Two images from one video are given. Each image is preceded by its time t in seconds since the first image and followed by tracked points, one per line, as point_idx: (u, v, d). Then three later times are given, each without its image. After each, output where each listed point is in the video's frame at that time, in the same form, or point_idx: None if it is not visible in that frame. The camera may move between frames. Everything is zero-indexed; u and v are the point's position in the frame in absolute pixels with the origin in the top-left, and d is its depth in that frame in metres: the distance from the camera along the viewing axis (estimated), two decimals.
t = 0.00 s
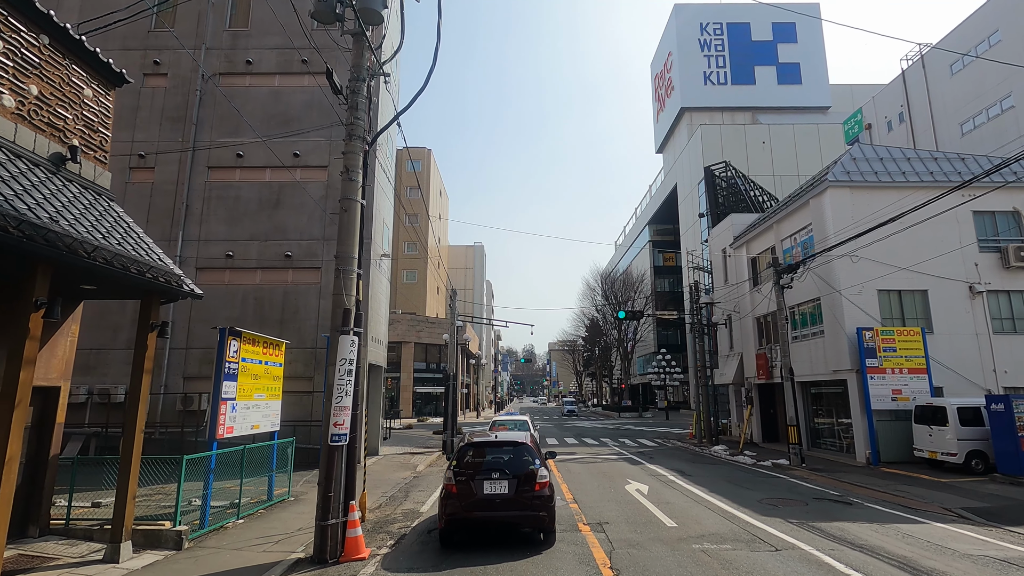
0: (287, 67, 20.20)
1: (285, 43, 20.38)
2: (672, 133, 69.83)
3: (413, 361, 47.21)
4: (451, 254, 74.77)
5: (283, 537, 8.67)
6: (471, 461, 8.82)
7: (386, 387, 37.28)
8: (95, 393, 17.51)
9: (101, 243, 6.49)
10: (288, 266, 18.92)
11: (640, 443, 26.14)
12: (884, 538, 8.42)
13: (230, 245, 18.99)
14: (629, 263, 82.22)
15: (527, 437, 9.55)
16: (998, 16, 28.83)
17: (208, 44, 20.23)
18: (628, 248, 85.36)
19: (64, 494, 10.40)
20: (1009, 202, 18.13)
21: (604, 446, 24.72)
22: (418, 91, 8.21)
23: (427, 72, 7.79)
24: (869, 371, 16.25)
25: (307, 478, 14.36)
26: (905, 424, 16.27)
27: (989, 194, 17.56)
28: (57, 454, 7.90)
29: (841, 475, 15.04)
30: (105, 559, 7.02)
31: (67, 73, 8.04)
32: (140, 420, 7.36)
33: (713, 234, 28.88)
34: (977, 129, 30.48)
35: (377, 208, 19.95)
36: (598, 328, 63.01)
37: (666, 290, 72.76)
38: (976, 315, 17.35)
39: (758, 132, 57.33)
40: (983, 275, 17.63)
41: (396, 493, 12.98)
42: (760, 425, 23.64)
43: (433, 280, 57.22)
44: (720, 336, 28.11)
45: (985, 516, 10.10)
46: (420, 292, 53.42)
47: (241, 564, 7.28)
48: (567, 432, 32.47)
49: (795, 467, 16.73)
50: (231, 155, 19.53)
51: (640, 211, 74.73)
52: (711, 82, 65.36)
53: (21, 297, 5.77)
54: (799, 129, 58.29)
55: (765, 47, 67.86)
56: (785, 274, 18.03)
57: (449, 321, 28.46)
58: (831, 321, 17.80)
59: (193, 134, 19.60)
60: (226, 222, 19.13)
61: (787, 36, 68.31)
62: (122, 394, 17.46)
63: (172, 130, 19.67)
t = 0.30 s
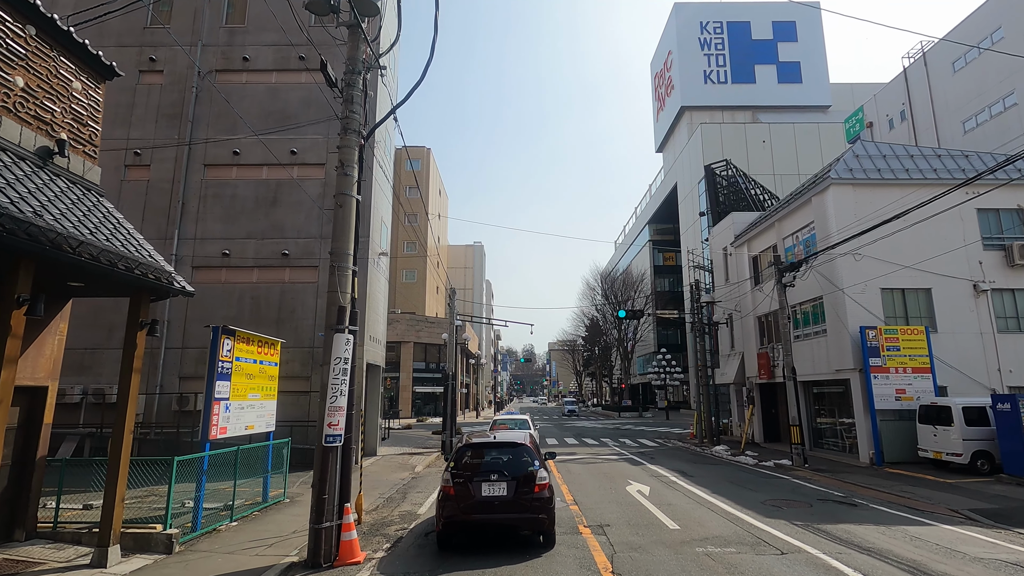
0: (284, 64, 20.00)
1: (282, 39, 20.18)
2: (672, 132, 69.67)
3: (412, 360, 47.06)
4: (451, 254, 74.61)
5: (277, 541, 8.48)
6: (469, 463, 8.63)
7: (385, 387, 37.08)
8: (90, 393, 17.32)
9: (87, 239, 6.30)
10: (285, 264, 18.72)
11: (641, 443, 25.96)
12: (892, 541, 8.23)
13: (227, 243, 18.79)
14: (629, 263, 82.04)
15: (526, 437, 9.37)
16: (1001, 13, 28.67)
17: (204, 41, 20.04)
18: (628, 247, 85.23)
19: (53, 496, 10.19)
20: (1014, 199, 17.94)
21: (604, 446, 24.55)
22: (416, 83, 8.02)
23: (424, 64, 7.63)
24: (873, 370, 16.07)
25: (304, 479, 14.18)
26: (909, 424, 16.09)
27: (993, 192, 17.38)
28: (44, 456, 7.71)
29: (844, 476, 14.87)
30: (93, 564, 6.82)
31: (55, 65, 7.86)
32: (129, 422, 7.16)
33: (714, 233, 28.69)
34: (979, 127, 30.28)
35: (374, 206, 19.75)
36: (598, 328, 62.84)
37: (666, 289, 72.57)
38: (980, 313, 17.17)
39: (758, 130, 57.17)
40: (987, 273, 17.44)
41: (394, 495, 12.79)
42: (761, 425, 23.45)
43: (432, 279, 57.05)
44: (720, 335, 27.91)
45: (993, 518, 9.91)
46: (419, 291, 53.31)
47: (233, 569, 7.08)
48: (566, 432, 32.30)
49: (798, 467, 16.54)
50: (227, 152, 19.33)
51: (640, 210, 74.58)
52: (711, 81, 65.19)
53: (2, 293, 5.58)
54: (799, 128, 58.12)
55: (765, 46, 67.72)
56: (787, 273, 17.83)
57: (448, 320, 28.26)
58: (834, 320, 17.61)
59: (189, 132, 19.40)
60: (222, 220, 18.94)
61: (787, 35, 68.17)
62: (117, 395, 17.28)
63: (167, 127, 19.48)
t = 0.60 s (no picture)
0: (281, 58, 19.72)
1: (279, 33, 19.90)
2: (672, 128, 69.30)
3: (412, 358, 46.90)
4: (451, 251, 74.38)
5: (271, 543, 8.23)
6: (469, 463, 8.39)
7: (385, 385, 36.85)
8: (84, 391, 17.09)
9: (69, 230, 6.05)
10: (282, 261, 18.46)
11: (642, 441, 25.72)
12: (904, 543, 7.99)
13: (223, 239, 18.52)
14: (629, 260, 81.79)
15: (527, 436, 9.12)
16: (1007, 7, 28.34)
17: (200, 34, 19.74)
18: (629, 245, 84.95)
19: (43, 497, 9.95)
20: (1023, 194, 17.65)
21: (605, 445, 24.33)
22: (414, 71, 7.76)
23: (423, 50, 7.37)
24: (879, 368, 15.82)
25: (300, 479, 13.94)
26: (915, 423, 15.83)
27: (1001, 187, 17.10)
28: (30, 456, 7.47)
29: (851, 475, 14.61)
30: (78, 569, 6.58)
31: (39, 52, 7.59)
32: (116, 421, 6.92)
33: (716, 230, 28.42)
34: (985, 122, 29.98)
35: (373, 201, 19.49)
36: (598, 325, 62.65)
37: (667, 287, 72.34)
38: (988, 310, 16.91)
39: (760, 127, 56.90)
40: (995, 270, 17.18)
41: (392, 494, 12.56)
42: (764, 423, 23.21)
43: (433, 276, 56.87)
44: (723, 333, 27.64)
45: (1006, 519, 9.65)
46: (419, 289, 53.10)
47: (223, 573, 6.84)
48: (567, 431, 32.06)
49: (802, 466, 16.30)
50: (223, 147, 19.06)
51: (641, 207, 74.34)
52: (712, 77, 64.82)
53: None
54: (801, 125, 57.78)
55: (767, 42, 67.35)
56: (792, 269, 17.57)
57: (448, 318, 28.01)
58: (839, 316, 17.35)
59: (185, 126, 19.13)
60: (218, 216, 18.67)
61: (789, 31, 67.81)
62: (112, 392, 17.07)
63: (163, 122, 19.20)
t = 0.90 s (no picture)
0: (277, 52, 19.41)
1: (275, 26, 19.58)
2: (673, 126, 69.01)
3: (411, 357, 46.61)
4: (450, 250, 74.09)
5: (261, 548, 7.95)
6: (467, 464, 8.10)
7: (384, 385, 36.56)
8: (76, 390, 16.81)
9: (47, 222, 5.76)
10: (277, 258, 18.18)
11: (643, 441, 25.45)
12: (919, 548, 7.70)
13: (217, 236, 18.21)
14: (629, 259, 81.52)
15: (526, 437, 8.84)
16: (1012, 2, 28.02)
17: (194, 28, 19.43)
18: (629, 243, 84.69)
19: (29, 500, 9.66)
20: None
21: (606, 445, 24.04)
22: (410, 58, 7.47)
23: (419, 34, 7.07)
24: (885, 366, 15.54)
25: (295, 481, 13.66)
26: (922, 422, 15.56)
27: (1009, 182, 16.80)
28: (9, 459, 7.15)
29: (856, 475, 14.32)
30: None
31: (19, 38, 7.28)
32: (97, 423, 6.62)
33: (718, 227, 28.13)
34: (989, 118, 29.66)
35: (370, 198, 19.18)
36: (598, 324, 62.38)
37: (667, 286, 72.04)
38: (995, 307, 16.64)
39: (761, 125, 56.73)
40: (1003, 266, 16.89)
41: (389, 496, 12.28)
42: (767, 423, 22.93)
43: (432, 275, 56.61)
44: (725, 331, 27.34)
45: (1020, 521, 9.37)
46: (417, 288, 52.87)
47: None
48: (568, 430, 31.78)
49: (807, 466, 16.02)
50: (218, 143, 18.76)
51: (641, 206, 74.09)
52: (712, 75, 64.49)
53: None
54: (802, 122, 57.46)
55: (768, 39, 67.04)
56: (796, 266, 17.28)
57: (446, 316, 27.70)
58: (844, 314, 17.07)
59: (179, 122, 18.83)
60: (213, 213, 18.37)
61: (790, 29, 67.49)
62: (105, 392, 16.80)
63: (157, 117, 18.90)
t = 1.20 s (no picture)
0: (274, 48, 19.12)
1: (272, 22, 19.29)
2: (674, 126, 68.74)
3: (411, 358, 46.30)
4: (451, 251, 73.81)
5: (252, 556, 7.61)
6: (468, 467, 7.78)
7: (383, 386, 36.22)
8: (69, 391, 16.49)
9: (22, 214, 5.45)
10: (274, 257, 17.87)
11: (646, 443, 25.11)
12: (940, 556, 7.36)
13: (213, 235, 17.90)
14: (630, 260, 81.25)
15: (528, 439, 8.53)
16: None
17: (190, 24, 19.13)
18: (630, 244, 84.39)
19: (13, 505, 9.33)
20: None
21: (609, 446, 23.70)
22: (408, 44, 7.15)
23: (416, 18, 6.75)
24: (894, 366, 15.21)
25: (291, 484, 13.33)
26: (932, 423, 15.22)
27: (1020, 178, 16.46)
28: None
29: (866, 478, 13.98)
30: None
31: None
32: (78, 426, 6.30)
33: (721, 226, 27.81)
34: (996, 115, 29.28)
35: (369, 195, 18.87)
36: (599, 325, 62.06)
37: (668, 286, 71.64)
38: (1006, 306, 16.31)
39: (762, 124, 56.56)
40: (1013, 264, 16.56)
41: (387, 501, 11.95)
42: (771, 424, 22.60)
43: (432, 276, 56.34)
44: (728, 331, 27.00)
45: None
46: (418, 288, 52.64)
47: None
48: (569, 431, 31.43)
49: (815, 468, 15.67)
50: (214, 140, 18.47)
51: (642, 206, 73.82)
52: (713, 74, 64.21)
53: None
54: (804, 122, 57.15)
55: (769, 39, 66.80)
56: (803, 264, 16.96)
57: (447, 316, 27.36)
58: (852, 313, 16.72)
59: (174, 119, 18.54)
60: (209, 211, 18.06)
61: (791, 28, 67.24)
62: (98, 393, 16.49)
63: (152, 114, 18.61)
